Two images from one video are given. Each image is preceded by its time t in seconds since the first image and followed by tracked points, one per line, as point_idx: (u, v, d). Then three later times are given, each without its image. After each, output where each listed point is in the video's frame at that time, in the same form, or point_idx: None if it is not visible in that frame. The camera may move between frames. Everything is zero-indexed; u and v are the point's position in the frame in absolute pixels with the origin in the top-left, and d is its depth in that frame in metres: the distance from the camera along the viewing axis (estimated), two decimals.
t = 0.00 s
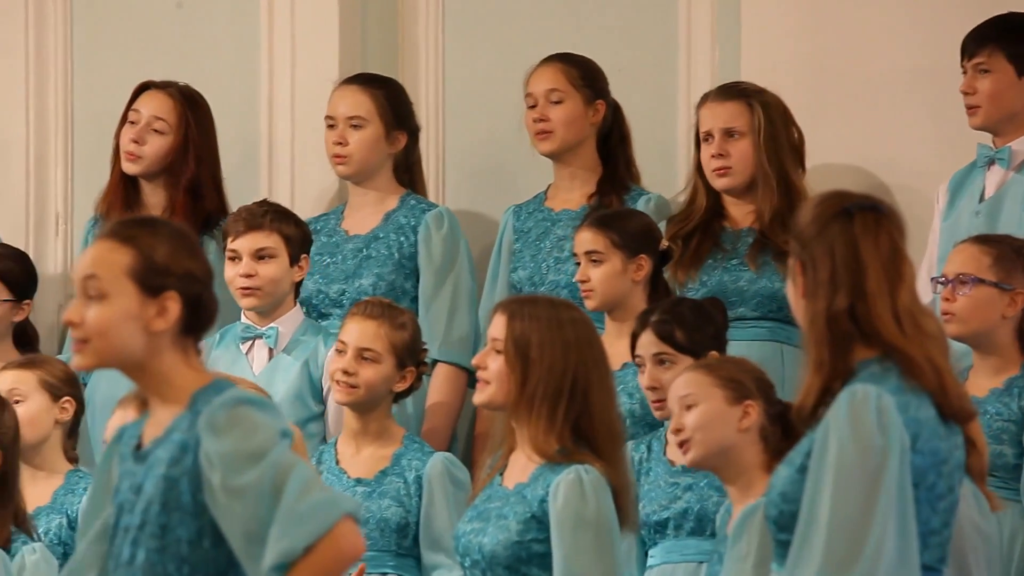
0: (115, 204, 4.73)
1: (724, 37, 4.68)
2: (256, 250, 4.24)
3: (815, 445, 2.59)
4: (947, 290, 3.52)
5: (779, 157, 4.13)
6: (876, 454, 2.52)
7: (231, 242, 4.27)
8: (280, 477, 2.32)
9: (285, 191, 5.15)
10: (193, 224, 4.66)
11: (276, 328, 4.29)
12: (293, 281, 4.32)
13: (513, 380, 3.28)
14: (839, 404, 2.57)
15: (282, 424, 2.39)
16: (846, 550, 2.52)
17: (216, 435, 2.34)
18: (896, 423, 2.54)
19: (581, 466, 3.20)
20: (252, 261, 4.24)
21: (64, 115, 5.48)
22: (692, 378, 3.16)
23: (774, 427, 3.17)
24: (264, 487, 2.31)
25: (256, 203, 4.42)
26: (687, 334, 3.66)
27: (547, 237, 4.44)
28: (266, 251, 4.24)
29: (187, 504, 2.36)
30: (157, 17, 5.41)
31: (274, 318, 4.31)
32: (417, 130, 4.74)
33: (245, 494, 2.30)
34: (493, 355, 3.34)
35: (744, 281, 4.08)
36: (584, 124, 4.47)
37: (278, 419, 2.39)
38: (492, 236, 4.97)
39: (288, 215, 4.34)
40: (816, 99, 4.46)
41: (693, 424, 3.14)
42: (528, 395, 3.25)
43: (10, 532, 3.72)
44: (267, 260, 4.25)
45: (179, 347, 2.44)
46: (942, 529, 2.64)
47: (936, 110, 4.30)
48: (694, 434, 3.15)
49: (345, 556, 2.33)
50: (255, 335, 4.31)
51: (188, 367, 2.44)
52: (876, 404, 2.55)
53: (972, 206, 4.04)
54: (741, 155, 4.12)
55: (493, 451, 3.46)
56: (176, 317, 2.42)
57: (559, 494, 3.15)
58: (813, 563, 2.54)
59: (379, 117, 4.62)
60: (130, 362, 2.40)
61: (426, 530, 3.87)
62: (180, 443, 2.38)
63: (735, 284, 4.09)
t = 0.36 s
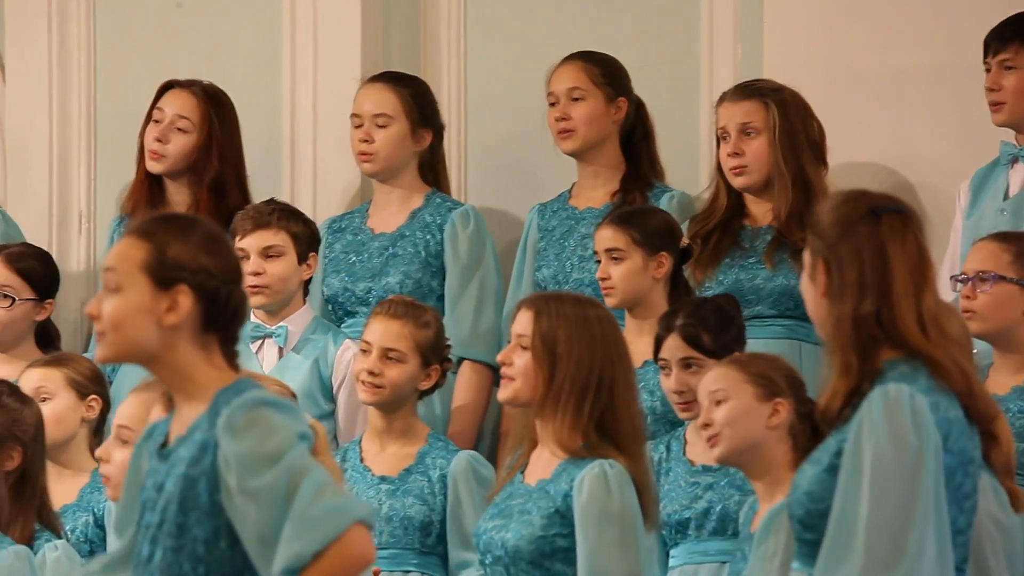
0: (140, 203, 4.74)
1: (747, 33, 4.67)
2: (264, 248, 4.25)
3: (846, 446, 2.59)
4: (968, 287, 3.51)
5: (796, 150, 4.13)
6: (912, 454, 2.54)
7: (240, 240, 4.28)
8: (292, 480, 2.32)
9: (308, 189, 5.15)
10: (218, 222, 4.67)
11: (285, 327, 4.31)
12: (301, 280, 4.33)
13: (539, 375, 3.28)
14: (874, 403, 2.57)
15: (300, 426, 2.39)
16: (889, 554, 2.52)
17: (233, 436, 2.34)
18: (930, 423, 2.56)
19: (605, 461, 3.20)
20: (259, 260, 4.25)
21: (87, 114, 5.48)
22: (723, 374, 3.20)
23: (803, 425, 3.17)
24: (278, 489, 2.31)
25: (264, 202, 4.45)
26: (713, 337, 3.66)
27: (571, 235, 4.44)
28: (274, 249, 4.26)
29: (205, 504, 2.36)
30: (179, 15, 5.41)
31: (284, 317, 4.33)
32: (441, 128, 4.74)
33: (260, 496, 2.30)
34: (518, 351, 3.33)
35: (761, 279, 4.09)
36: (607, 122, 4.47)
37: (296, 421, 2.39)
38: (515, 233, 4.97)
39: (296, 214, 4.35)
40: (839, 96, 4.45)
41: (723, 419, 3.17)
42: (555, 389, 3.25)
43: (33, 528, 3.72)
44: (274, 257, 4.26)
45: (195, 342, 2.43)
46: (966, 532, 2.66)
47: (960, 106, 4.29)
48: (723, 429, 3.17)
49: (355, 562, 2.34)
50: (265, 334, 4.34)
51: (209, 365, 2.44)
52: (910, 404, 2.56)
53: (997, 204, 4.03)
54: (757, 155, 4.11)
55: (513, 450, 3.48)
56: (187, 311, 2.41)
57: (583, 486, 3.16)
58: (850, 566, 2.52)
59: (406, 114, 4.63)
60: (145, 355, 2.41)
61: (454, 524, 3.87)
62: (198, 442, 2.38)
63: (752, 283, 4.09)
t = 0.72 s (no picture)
0: (172, 202, 4.75)
1: (776, 31, 4.66)
2: (295, 248, 4.26)
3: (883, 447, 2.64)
4: (993, 284, 3.51)
5: (820, 148, 4.12)
6: (952, 454, 2.60)
7: (270, 240, 4.30)
8: (275, 474, 2.30)
9: (336, 187, 5.15)
10: (249, 221, 4.67)
11: (317, 325, 4.31)
12: (333, 278, 4.35)
13: (567, 374, 3.27)
14: (912, 402, 2.62)
15: (291, 419, 2.37)
16: (937, 555, 2.57)
17: (224, 433, 2.32)
18: (966, 422, 2.63)
19: (636, 456, 3.21)
20: (290, 259, 4.27)
21: (117, 111, 5.49)
22: (754, 367, 3.19)
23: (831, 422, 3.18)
24: (262, 484, 2.29)
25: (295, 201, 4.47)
26: (739, 337, 3.66)
27: (601, 232, 4.45)
28: (306, 248, 4.27)
29: (208, 503, 2.35)
30: (207, 12, 5.41)
31: (314, 317, 4.33)
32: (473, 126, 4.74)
33: (245, 492, 2.29)
34: (544, 349, 3.32)
35: (786, 277, 4.11)
36: (635, 119, 4.47)
37: (287, 415, 2.36)
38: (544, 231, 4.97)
39: (327, 212, 4.37)
40: (868, 93, 4.44)
41: (751, 412, 3.17)
42: (584, 386, 3.25)
43: (64, 524, 3.75)
44: (306, 256, 4.28)
45: (199, 341, 2.40)
46: (994, 529, 2.74)
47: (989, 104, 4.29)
48: (750, 422, 3.17)
49: (334, 555, 2.30)
50: (297, 333, 4.33)
51: (218, 364, 2.40)
52: (948, 404, 2.62)
53: None
54: (779, 150, 4.12)
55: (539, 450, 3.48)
56: (182, 309, 2.38)
57: (614, 482, 3.17)
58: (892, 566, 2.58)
59: (437, 112, 4.63)
60: (151, 355, 2.40)
61: (483, 524, 3.89)
62: (199, 441, 2.37)
63: (777, 281, 4.12)
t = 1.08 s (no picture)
0: (208, 200, 4.75)
1: (809, 29, 4.65)
2: (346, 247, 4.24)
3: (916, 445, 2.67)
4: None
5: (851, 146, 4.10)
6: (987, 454, 2.63)
7: (320, 238, 4.27)
8: (244, 474, 2.39)
9: (370, 185, 5.16)
10: (286, 220, 4.68)
11: (366, 324, 4.31)
12: (383, 277, 4.31)
13: (599, 372, 3.26)
14: (948, 399, 2.66)
15: (274, 414, 2.43)
16: (969, 553, 2.61)
17: (209, 431, 2.43)
18: (1002, 422, 2.65)
19: (670, 452, 3.23)
20: (340, 257, 4.24)
21: (150, 109, 5.51)
22: (793, 362, 3.27)
23: (866, 420, 3.27)
24: (233, 482, 2.40)
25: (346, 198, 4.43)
26: (767, 335, 3.66)
27: (635, 231, 4.46)
28: (356, 247, 4.25)
29: (207, 501, 2.47)
30: (241, 11, 5.42)
31: (364, 315, 4.32)
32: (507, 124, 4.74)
33: (221, 491, 2.41)
34: (575, 347, 3.30)
35: (817, 275, 4.13)
36: (671, 117, 4.46)
37: (270, 410, 2.42)
38: (578, 230, 4.96)
39: (379, 211, 4.33)
40: (903, 91, 4.42)
41: (789, 406, 3.24)
42: (616, 384, 3.26)
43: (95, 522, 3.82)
44: (356, 255, 4.25)
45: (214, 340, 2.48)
46: None
47: None
48: (787, 417, 3.24)
49: (298, 550, 2.38)
50: (347, 331, 4.33)
51: (236, 366, 2.48)
52: (984, 403, 2.65)
53: None
54: (807, 147, 4.11)
55: (568, 448, 3.47)
56: (193, 312, 2.46)
57: (648, 479, 3.18)
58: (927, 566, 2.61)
59: (468, 108, 4.64)
60: (166, 359, 2.49)
61: (515, 520, 3.90)
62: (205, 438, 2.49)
63: (808, 280, 4.14)
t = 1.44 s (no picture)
0: (250, 200, 4.76)
1: (850, 25, 4.63)
2: (401, 249, 4.23)
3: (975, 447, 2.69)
4: None
5: (890, 145, 4.08)
6: None
7: (375, 241, 4.27)
8: (230, 472, 2.42)
9: (410, 184, 5.16)
10: (327, 219, 4.69)
11: (425, 325, 4.31)
12: (439, 276, 4.31)
13: (634, 368, 3.27)
14: (1012, 402, 2.67)
15: (268, 414, 2.44)
16: None
17: (210, 429, 2.47)
18: None
19: (707, 448, 3.23)
20: (396, 260, 4.24)
21: (191, 109, 5.52)
22: (836, 360, 3.36)
23: (908, 419, 3.38)
24: (220, 480, 2.43)
25: (399, 199, 4.42)
26: (803, 334, 3.70)
27: (676, 229, 4.45)
28: (412, 249, 4.24)
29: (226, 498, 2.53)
30: (282, 11, 5.44)
31: (421, 315, 4.32)
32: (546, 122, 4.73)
33: (211, 489, 2.44)
34: (610, 344, 3.31)
35: (857, 274, 4.12)
36: (711, 115, 4.44)
37: (263, 410, 2.44)
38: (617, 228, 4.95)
39: (432, 210, 4.33)
40: (945, 88, 4.39)
41: (830, 404, 3.34)
42: (652, 379, 3.27)
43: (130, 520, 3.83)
44: (412, 257, 4.25)
45: (247, 339, 2.51)
46: None
47: None
48: (828, 414, 3.33)
49: (271, 550, 2.39)
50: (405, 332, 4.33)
51: (261, 363, 2.51)
52: None
53: None
54: (847, 146, 4.09)
55: (601, 449, 3.46)
56: (226, 310, 2.49)
57: (685, 474, 3.19)
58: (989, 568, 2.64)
59: (507, 105, 4.63)
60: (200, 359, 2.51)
61: (552, 517, 3.89)
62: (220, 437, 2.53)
63: (848, 278, 4.13)
